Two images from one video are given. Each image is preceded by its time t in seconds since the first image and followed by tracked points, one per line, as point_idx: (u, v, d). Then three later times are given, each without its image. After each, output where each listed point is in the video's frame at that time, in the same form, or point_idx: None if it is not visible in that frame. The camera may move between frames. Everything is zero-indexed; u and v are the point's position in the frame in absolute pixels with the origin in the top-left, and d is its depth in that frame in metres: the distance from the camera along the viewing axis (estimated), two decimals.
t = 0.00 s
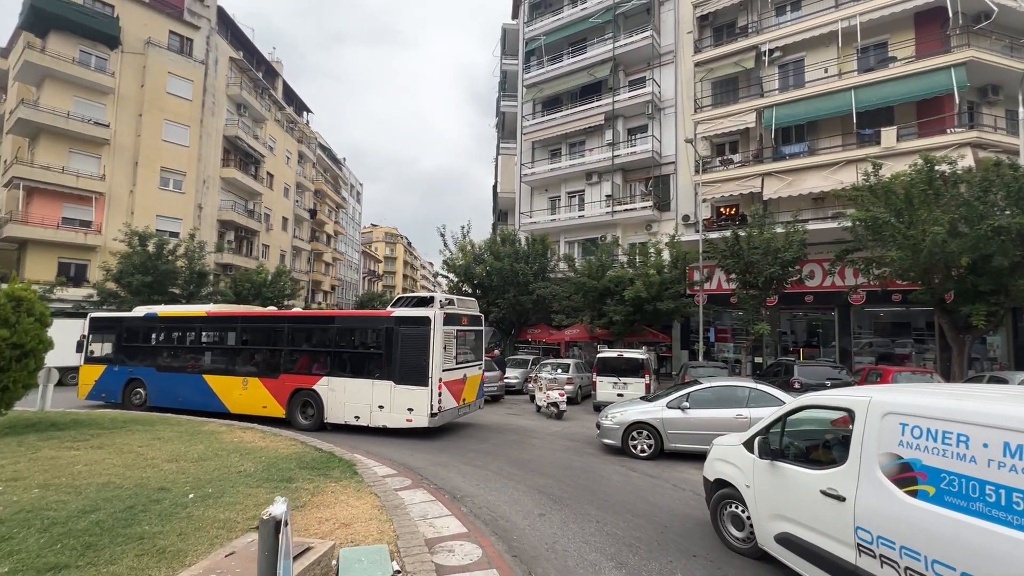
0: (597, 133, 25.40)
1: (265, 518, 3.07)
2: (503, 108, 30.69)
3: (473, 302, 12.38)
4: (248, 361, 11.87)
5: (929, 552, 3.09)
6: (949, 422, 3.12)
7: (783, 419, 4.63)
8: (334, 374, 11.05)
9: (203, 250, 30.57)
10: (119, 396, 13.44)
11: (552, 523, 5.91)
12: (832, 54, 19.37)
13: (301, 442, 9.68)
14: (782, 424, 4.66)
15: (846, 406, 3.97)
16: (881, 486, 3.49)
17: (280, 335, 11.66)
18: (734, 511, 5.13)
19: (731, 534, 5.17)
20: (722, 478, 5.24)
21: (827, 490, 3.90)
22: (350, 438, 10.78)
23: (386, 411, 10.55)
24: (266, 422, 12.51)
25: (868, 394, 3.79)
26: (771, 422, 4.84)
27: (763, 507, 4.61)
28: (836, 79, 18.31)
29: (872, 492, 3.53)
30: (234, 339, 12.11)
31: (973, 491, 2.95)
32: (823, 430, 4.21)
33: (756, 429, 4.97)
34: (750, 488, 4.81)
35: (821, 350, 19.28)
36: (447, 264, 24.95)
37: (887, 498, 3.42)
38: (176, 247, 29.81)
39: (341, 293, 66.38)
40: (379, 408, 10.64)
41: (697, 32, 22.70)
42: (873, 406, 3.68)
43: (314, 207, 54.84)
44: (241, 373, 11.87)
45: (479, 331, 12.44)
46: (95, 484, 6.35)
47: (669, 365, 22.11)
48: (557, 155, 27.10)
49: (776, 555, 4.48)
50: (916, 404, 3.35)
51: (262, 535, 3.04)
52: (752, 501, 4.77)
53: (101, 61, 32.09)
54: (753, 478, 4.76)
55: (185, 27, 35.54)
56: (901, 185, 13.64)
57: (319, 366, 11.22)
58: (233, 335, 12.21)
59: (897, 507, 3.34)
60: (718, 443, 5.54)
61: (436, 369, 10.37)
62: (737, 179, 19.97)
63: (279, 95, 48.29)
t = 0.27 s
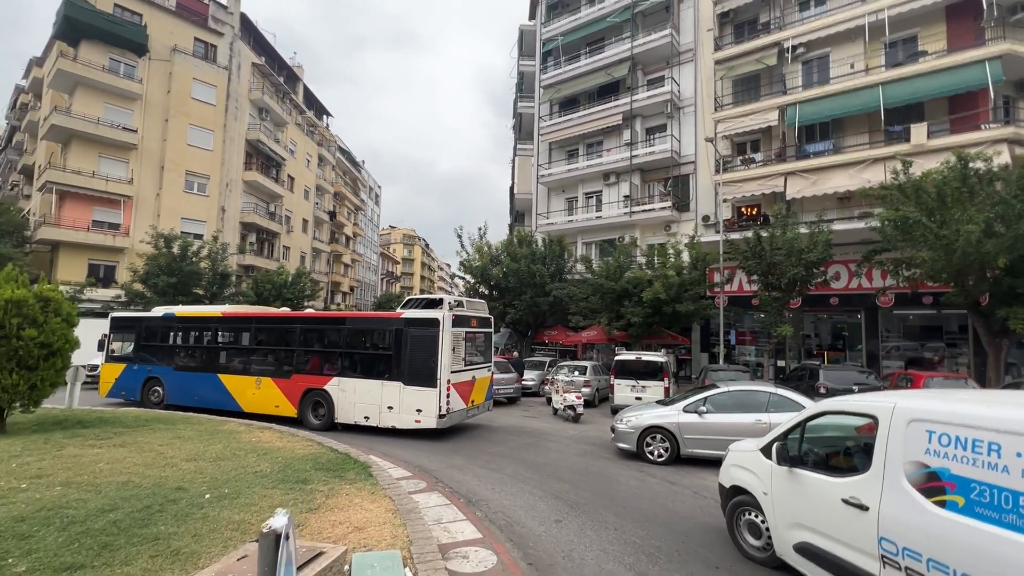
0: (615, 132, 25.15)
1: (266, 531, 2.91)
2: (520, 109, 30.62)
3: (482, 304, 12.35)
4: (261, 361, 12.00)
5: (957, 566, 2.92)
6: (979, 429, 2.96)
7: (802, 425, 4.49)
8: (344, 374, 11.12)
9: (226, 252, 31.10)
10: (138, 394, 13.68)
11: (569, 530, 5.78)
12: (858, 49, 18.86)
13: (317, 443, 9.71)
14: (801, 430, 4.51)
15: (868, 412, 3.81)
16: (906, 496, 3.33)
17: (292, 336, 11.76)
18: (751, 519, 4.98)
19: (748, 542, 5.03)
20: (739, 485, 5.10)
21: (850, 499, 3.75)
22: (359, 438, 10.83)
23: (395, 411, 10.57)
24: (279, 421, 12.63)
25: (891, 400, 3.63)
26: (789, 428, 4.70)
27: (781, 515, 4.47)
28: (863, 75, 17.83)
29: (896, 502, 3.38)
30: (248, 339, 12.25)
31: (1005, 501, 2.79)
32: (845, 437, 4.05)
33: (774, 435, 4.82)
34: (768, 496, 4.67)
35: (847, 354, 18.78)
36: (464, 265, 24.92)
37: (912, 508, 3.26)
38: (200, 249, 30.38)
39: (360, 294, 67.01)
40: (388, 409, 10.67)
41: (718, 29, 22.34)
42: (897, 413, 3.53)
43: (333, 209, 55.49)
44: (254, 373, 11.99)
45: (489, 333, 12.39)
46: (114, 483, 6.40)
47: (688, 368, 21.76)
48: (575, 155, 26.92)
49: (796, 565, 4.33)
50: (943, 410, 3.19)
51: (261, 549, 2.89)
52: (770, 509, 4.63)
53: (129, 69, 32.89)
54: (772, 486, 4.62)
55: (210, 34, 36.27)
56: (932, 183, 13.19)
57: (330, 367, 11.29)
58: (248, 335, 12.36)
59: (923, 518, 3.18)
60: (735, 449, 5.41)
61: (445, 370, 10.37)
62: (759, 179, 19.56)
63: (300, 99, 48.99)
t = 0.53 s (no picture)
0: (625, 136, 25.00)
1: (252, 550, 2.92)
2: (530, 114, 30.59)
3: (484, 308, 12.34)
4: (264, 364, 12.02)
5: None
6: (1005, 438, 2.83)
7: (815, 433, 4.35)
8: (346, 378, 11.12)
9: (238, 256, 31.32)
10: (143, 396, 13.76)
11: (579, 540, 5.61)
12: (874, 51, 18.57)
13: (323, 447, 9.64)
14: (815, 437, 4.37)
15: (885, 420, 3.68)
16: (926, 507, 3.19)
17: (294, 340, 11.78)
18: (762, 529, 4.82)
19: (759, 553, 4.86)
20: (749, 494, 4.94)
21: (866, 510, 3.60)
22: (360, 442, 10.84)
23: (396, 415, 10.57)
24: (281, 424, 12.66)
25: (911, 408, 3.50)
26: (803, 436, 4.55)
27: (794, 526, 4.31)
28: (879, 76, 17.56)
29: (916, 514, 3.23)
30: (251, 342, 12.29)
31: None
32: (862, 446, 3.91)
33: (786, 443, 4.68)
34: (781, 505, 4.51)
35: (864, 360, 18.39)
36: (473, 269, 24.83)
37: (933, 520, 3.12)
38: (213, 253, 30.63)
39: (370, 298, 67.25)
40: (389, 413, 10.68)
41: (729, 32, 22.13)
42: (916, 421, 3.40)
43: (344, 214, 55.81)
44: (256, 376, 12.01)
45: (490, 338, 12.38)
46: (119, 488, 6.35)
47: (700, 374, 21.46)
48: (585, 160, 26.81)
49: None
50: (967, 418, 3.06)
51: (249, 567, 2.91)
52: (782, 520, 4.46)
53: (146, 76, 33.37)
54: (784, 495, 4.46)
55: (224, 42, 36.75)
56: (952, 186, 12.89)
57: (331, 370, 11.29)
58: (251, 338, 12.41)
59: (944, 530, 3.04)
60: (745, 457, 5.25)
61: (446, 375, 10.35)
62: (772, 182, 19.29)
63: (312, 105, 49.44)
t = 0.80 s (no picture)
0: (638, 138, 24.74)
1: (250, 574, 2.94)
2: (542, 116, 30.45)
3: (487, 311, 12.28)
4: (268, 366, 12.01)
5: None
6: None
7: (842, 442, 4.15)
8: (349, 380, 11.08)
9: (251, 258, 31.50)
10: (148, 397, 13.79)
11: (595, 553, 5.38)
12: (895, 49, 18.16)
13: (333, 452, 9.53)
14: (841, 447, 4.18)
15: (919, 430, 3.49)
16: (967, 522, 2.98)
17: (298, 342, 11.77)
18: (784, 542, 4.61)
19: (781, 567, 4.65)
20: (770, 504, 4.74)
21: (899, 525, 3.37)
22: (361, 445, 10.76)
23: (398, 418, 10.50)
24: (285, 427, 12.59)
25: (949, 417, 3.30)
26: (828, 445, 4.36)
27: (818, 539, 4.08)
28: (900, 75, 17.17)
29: (954, 529, 3.02)
30: (256, 344, 12.31)
31: None
32: (890, 456, 3.73)
33: (810, 452, 4.48)
34: (804, 518, 4.29)
35: (886, 366, 17.93)
36: (484, 272, 24.67)
37: (973, 536, 2.91)
38: (227, 256, 30.83)
39: (381, 301, 67.45)
40: (391, 415, 10.61)
41: (745, 32, 21.82)
42: (955, 430, 3.19)
43: (356, 217, 56.06)
44: (260, 378, 11.99)
45: (494, 341, 12.31)
46: (125, 492, 6.24)
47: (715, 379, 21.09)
48: (597, 162, 26.60)
49: None
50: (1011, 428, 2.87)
51: None
52: (806, 532, 4.24)
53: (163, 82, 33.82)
54: (807, 506, 4.25)
55: (240, 47, 37.16)
56: (978, 187, 12.50)
57: (334, 373, 11.26)
58: (255, 340, 12.43)
59: (986, 547, 2.82)
60: (765, 466, 5.06)
61: (448, 378, 10.29)
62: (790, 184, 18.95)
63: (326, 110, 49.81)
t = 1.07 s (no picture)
0: (655, 141, 24.43)
1: None
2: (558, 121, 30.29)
3: (494, 316, 12.28)
4: (277, 370, 12.12)
5: None
6: None
7: (876, 457, 3.99)
8: (356, 385, 11.13)
9: (270, 263, 31.83)
10: (159, 400, 13.97)
11: (614, 570, 5.16)
12: (923, 48, 17.66)
13: (347, 458, 9.44)
14: (874, 461, 4.03)
15: (963, 447, 3.37)
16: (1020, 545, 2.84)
17: (307, 346, 11.86)
18: (812, 562, 4.38)
19: None
20: (796, 520, 4.54)
21: (942, 546, 3.22)
22: (367, 449, 10.77)
23: (404, 423, 10.51)
24: (293, 430, 12.66)
25: (997, 434, 3.19)
26: (858, 460, 4.19)
27: (848, 559, 3.89)
28: (929, 74, 16.68)
29: (1006, 552, 2.88)
30: (265, 348, 12.44)
31: None
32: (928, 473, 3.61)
33: (839, 467, 4.31)
34: (833, 535, 4.09)
35: (915, 374, 17.35)
36: (500, 277, 24.50)
37: None
38: (246, 261, 31.19)
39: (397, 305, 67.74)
40: (397, 420, 10.62)
41: (765, 33, 21.47)
42: (1005, 448, 3.08)
43: (373, 223, 56.45)
44: (268, 382, 12.10)
45: (501, 346, 12.30)
46: (138, 498, 6.19)
47: (735, 387, 20.61)
48: (614, 166, 26.34)
49: None
50: None
51: None
52: (835, 551, 4.05)
53: (187, 90, 34.44)
54: (837, 523, 4.07)
55: (261, 56, 37.79)
56: (1014, 189, 12.03)
57: (341, 378, 11.31)
58: (265, 344, 12.55)
59: None
60: (789, 480, 4.87)
61: (454, 384, 10.27)
62: (813, 187, 18.50)
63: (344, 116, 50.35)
